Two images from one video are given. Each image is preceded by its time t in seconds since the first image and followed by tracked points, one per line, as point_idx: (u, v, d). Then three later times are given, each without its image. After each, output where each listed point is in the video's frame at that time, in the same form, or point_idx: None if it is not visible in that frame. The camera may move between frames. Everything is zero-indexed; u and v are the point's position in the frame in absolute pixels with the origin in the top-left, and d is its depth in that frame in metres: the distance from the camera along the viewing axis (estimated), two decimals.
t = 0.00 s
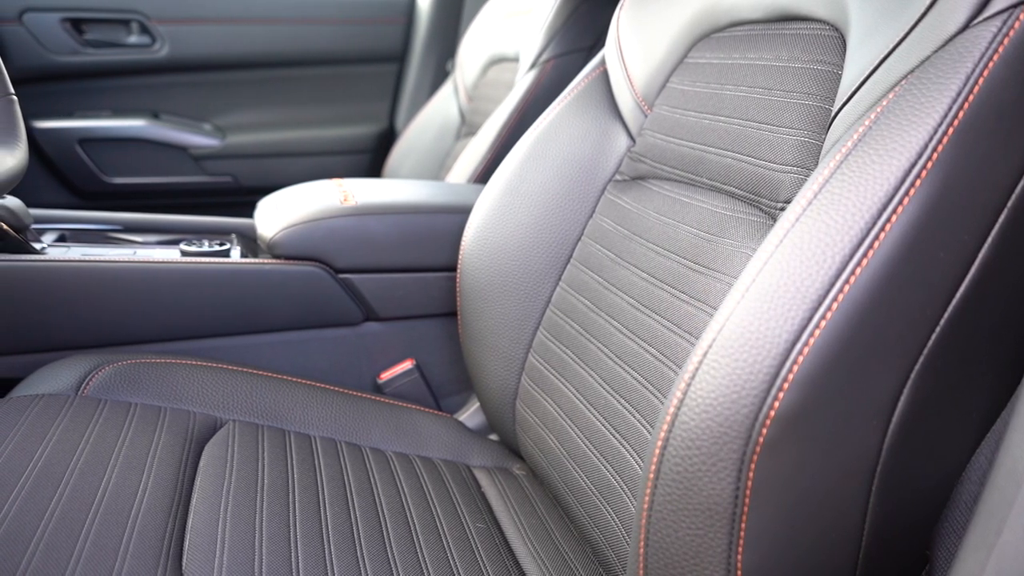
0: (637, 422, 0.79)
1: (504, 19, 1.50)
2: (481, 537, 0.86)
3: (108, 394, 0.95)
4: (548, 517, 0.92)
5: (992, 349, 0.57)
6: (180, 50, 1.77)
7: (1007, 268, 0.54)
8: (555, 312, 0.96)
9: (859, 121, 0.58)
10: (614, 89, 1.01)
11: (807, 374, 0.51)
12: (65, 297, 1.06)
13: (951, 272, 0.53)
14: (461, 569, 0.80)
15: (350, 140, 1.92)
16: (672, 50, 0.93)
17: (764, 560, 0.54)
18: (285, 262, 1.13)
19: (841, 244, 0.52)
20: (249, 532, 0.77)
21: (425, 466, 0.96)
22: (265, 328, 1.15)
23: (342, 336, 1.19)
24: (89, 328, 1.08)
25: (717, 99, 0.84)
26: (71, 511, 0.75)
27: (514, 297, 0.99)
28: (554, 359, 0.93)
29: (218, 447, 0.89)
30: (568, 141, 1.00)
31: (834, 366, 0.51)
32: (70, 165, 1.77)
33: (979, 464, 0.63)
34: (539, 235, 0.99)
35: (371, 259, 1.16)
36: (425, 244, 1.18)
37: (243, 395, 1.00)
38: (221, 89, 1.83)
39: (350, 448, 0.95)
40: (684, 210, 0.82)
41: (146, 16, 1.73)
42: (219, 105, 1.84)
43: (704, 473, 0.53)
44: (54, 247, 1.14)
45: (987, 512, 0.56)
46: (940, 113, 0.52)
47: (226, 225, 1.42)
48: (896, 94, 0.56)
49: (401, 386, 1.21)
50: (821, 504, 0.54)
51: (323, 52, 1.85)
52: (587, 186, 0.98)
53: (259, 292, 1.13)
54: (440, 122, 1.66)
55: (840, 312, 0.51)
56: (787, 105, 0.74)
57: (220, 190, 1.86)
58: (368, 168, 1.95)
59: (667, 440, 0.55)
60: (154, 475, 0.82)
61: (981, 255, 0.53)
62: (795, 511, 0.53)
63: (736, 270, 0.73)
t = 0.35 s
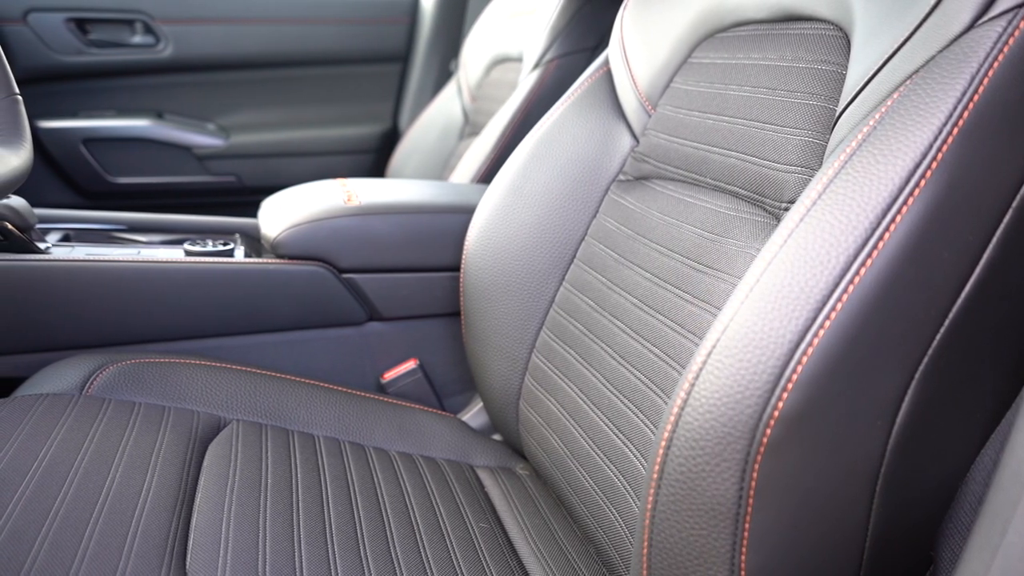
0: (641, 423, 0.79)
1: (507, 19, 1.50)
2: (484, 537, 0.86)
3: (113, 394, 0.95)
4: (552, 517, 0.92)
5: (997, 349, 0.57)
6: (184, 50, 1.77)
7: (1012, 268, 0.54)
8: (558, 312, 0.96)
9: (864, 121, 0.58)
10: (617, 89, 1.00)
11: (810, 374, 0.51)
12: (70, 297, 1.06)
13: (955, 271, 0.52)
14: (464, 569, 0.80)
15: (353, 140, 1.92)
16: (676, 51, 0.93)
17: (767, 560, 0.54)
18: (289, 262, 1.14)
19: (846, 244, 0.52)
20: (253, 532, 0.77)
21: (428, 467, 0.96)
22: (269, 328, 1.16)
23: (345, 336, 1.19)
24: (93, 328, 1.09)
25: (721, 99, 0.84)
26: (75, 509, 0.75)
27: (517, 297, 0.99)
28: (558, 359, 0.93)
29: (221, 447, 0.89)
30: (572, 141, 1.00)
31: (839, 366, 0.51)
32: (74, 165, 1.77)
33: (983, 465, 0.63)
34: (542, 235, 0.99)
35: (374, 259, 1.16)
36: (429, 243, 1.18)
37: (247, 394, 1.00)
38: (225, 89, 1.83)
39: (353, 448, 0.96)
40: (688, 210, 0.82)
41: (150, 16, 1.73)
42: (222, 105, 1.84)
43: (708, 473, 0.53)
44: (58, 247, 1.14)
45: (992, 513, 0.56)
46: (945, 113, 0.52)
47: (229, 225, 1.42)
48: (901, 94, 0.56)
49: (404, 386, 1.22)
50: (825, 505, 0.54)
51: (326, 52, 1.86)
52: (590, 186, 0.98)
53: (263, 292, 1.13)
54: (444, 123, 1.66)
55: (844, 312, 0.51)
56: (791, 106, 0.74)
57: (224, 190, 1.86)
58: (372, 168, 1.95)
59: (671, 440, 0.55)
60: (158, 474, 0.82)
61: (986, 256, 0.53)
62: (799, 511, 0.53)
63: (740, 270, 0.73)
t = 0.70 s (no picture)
0: (645, 423, 0.79)
1: (511, 19, 1.50)
2: (487, 536, 0.86)
3: (117, 393, 0.95)
4: (555, 517, 0.92)
5: (1001, 350, 0.57)
6: (188, 50, 1.77)
7: (1017, 268, 0.54)
8: (562, 312, 0.96)
9: (869, 121, 0.58)
10: (621, 89, 1.00)
11: (814, 375, 0.51)
12: (74, 296, 1.06)
13: (960, 272, 0.52)
14: (468, 569, 0.80)
15: (357, 140, 1.92)
16: (679, 51, 0.93)
17: (771, 561, 0.54)
18: (292, 262, 1.14)
19: (850, 244, 0.52)
20: (256, 532, 0.77)
21: (432, 467, 0.96)
22: (273, 328, 1.16)
23: (349, 336, 1.19)
24: (97, 327, 1.09)
25: (725, 99, 0.84)
26: (79, 509, 0.75)
27: (521, 297, 0.99)
28: (561, 359, 0.93)
29: (225, 446, 0.89)
30: (575, 141, 1.00)
31: (843, 367, 0.51)
32: (78, 165, 1.77)
33: (988, 465, 0.63)
34: (545, 235, 0.99)
35: (378, 259, 1.16)
36: (432, 243, 1.18)
37: (250, 394, 1.00)
38: (229, 89, 1.84)
39: (356, 448, 0.96)
40: (691, 210, 0.82)
41: (154, 16, 1.74)
42: (226, 105, 1.85)
43: (711, 474, 0.53)
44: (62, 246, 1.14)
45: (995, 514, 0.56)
46: (949, 113, 0.52)
47: (233, 224, 1.42)
48: (906, 94, 0.56)
49: (407, 386, 1.22)
50: (829, 506, 0.54)
51: (330, 52, 1.86)
52: (594, 186, 0.98)
53: (266, 291, 1.13)
54: (447, 123, 1.66)
55: (848, 313, 0.51)
56: (795, 106, 0.74)
57: (228, 189, 1.87)
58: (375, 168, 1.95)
59: (674, 441, 0.55)
60: (162, 474, 0.82)
61: (991, 256, 0.53)
62: (803, 512, 0.53)
63: (744, 270, 0.73)
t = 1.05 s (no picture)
0: (648, 424, 0.79)
1: (515, 19, 1.50)
2: (491, 536, 0.86)
3: (121, 392, 0.95)
4: (558, 517, 0.92)
5: (1005, 350, 0.57)
6: (192, 50, 1.78)
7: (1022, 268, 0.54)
8: (565, 312, 0.96)
9: (873, 121, 0.58)
10: (625, 89, 1.00)
11: (819, 376, 0.51)
12: (78, 295, 1.07)
13: (965, 271, 0.52)
14: (471, 568, 0.80)
15: (360, 140, 1.92)
16: (683, 51, 0.93)
17: (775, 561, 0.54)
18: (296, 262, 1.14)
19: (854, 244, 0.52)
20: (259, 531, 0.77)
21: (435, 466, 0.96)
22: (276, 327, 1.16)
23: (353, 336, 1.20)
24: (102, 327, 1.09)
25: (729, 99, 0.84)
26: (83, 508, 0.75)
27: (524, 297, 0.99)
28: (564, 359, 0.93)
29: (229, 446, 0.89)
30: (579, 141, 1.00)
31: (847, 367, 0.51)
32: (82, 165, 1.78)
33: (993, 466, 0.63)
34: (549, 235, 0.99)
35: (381, 259, 1.16)
36: (436, 243, 1.18)
37: (254, 394, 1.00)
38: (233, 89, 1.84)
39: (360, 447, 0.96)
40: (695, 211, 0.82)
41: (158, 16, 1.74)
42: (230, 105, 1.85)
43: (715, 474, 0.53)
44: (66, 246, 1.14)
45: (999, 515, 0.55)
46: (955, 113, 0.52)
47: (237, 224, 1.42)
48: (910, 94, 0.56)
49: (411, 386, 1.22)
50: (833, 505, 0.54)
51: (334, 52, 1.86)
52: (598, 186, 0.98)
53: (270, 291, 1.13)
54: (450, 123, 1.66)
55: (852, 313, 0.51)
56: (799, 106, 0.74)
57: (231, 189, 1.87)
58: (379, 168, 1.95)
59: (678, 440, 0.55)
60: (165, 473, 0.83)
61: (996, 256, 0.53)
62: (807, 512, 0.53)
63: (748, 270, 0.72)
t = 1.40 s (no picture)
0: (652, 424, 0.79)
1: (518, 19, 1.50)
2: (494, 536, 0.86)
3: (125, 391, 0.95)
4: (562, 517, 0.92)
5: (1010, 350, 0.57)
6: (196, 50, 1.78)
7: None
8: (569, 312, 0.96)
9: (877, 121, 0.58)
10: (628, 89, 1.00)
11: (823, 376, 0.50)
12: (82, 295, 1.07)
13: (969, 272, 0.52)
14: (474, 568, 0.80)
15: (364, 139, 1.92)
16: (687, 51, 0.93)
17: (779, 561, 0.54)
18: (299, 262, 1.14)
19: (858, 244, 0.52)
20: (263, 530, 0.77)
21: (439, 466, 0.96)
22: (280, 327, 1.16)
23: (356, 335, 1.20)
24: (106, 326, 1.09)
25: (733, 99, 0.84)
26: (87, 507, 0.75)
27: (528, 297, 0.99)
28: (568, 359, 0.93)
29: (232, 445, 0.89)
30: (583, 141, 1.00)
31: (851, 368, 0.51)
32: (86, 165, 1.78)
33: (998, 466, 0.63)
34: (552, 235, 0.99)
35: (385, 259, 1.16)
36: (439, 243, 1.18)
37: (257, 393, 1.00)
38: (237, 88, 1.84)
39: (363, 447, 0.96)
40: (699, 211, 0.82)
41: (162, 16, 1.74)
42: (234, 105, 1.85)
43: (719, 474, 0.53)
44: (71, 245, 1.14)
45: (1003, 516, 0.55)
46: (959, 113, 0.52)
47: (241, 224, 1.42)
48: (915, 94, 0.56)
49: (414, 385, 1.22)
50: (838, 505, 0.54)
51: (338, 52, 1.86)
52: (601, 186, 0.98)
53: (274, 290, 1.14)
54: (453, 123, 1.66)
55: (856, 313, 0.51)
56: (804, 106, 0.74)
57: (235, 189, 1.87)
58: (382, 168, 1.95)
59: (682, 441, 0.55)
60: (169, 472, 0.83)
61: (1001, 256, 0.53)
62: (811, 512, 0.53)
63: (752, 270, 0.72)
